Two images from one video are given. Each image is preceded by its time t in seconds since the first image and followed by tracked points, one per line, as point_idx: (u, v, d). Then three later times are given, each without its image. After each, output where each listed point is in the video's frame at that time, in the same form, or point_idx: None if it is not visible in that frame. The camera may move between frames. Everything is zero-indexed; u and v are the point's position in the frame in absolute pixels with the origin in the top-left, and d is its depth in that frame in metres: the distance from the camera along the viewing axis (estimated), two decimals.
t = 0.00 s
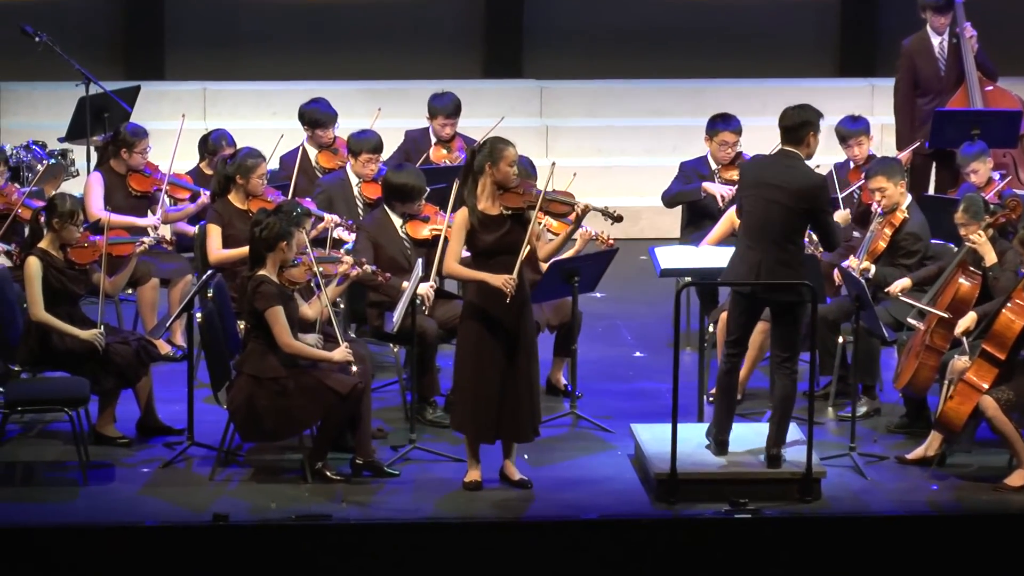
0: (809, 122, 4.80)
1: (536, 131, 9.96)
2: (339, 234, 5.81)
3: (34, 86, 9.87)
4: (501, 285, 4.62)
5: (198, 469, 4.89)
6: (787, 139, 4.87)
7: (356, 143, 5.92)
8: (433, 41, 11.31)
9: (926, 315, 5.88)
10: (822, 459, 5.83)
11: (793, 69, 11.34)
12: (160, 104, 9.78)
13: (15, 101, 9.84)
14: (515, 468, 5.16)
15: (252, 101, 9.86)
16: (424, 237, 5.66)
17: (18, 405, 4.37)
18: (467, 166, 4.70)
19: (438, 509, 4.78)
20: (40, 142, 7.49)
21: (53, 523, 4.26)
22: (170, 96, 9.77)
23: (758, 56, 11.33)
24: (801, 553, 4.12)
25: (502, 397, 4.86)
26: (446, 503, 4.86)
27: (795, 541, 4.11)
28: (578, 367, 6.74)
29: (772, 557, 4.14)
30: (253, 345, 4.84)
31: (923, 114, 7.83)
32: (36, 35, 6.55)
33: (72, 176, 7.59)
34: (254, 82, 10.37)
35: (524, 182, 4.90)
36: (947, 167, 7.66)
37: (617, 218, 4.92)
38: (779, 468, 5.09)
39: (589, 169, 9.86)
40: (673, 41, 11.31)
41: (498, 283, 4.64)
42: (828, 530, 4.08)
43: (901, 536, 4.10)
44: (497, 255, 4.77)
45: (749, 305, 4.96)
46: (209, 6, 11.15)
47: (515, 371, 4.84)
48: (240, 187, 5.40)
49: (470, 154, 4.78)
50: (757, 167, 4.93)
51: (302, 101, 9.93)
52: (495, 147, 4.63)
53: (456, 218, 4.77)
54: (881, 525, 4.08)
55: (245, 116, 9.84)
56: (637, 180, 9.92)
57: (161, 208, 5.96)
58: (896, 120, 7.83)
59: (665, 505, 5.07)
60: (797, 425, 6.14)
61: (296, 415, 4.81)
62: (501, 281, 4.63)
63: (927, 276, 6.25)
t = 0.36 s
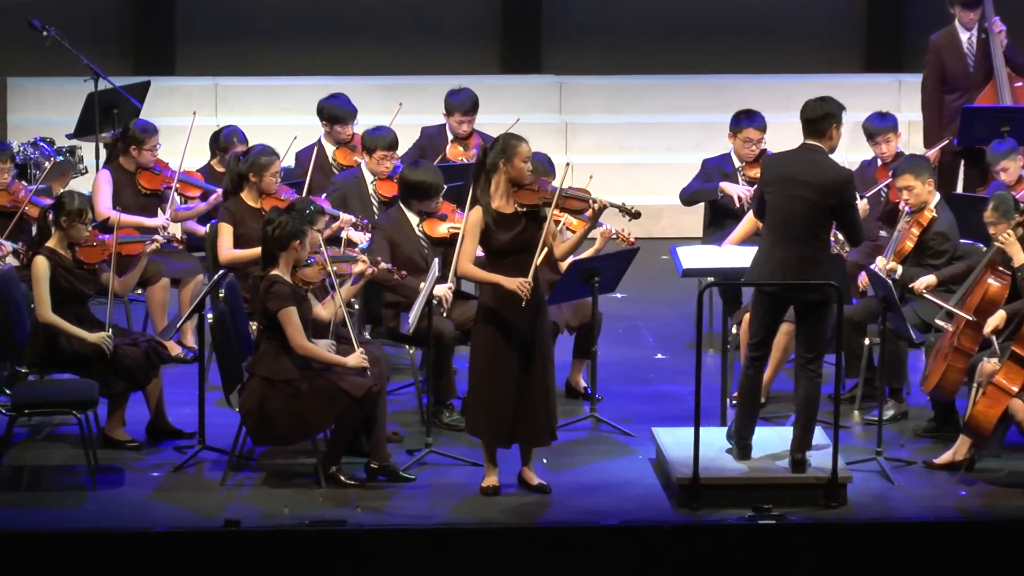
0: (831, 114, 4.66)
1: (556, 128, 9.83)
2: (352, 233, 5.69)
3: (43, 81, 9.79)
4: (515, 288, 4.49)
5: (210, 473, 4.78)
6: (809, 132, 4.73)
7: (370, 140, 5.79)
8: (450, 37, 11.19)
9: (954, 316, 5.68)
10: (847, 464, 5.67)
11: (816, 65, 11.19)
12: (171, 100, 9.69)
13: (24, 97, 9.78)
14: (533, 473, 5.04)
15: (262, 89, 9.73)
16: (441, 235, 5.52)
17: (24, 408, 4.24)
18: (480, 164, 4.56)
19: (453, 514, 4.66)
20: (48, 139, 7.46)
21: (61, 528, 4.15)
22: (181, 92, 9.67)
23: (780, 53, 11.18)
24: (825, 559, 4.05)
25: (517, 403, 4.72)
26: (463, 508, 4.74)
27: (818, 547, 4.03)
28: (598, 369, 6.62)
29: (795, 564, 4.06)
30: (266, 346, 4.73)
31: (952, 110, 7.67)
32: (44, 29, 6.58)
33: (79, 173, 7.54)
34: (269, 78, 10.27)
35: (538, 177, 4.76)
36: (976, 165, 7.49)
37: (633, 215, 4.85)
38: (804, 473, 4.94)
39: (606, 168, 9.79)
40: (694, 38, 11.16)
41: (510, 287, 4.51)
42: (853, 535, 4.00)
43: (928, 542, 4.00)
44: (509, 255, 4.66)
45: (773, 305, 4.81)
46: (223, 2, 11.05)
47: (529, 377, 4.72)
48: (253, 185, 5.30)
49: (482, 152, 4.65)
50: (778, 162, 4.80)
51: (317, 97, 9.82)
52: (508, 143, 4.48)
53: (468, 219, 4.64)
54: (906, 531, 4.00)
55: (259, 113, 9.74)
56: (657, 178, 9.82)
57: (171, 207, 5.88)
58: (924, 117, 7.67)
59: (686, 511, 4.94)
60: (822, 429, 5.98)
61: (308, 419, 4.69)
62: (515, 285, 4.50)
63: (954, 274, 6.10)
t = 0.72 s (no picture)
0: (856, 108, 4.54)
1: (578, 126, 9.69)
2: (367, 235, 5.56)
3: (53, 77, 9.60)
4: (530, 296, 4.38)
5: (224, 479, 4.67)
6: (833, 128, 4.60)
7: (389, 138, 5.70)
8: (469, 33, 11.05)
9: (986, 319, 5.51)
10: (876, 469, 5.50)
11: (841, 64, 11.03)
12: (185, 97, 9.55)
13: (34, 94, 9.58)
14: (555, 479, 4.91)
15: (280, 88, 9.64)
16: (462, 234, 5.34)
17: (34, 412, 4.13)
18: (496, 161, 4.44)
19: (473, 521, 4.54)
20: (59, 137, 7.38)
21: (71, 534, 4.03)
22: (196, 88, 9.55)
23: (805, 50, 11.02)
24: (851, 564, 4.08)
25: (535, 411, 4.61)
26: (485, 515, 4.62)
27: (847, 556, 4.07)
28: (621, 373, 6.48)
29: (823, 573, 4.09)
30: (282, 349, 4.61)
31: (984, 109, 7.48)
32: (55, 24, 6.56)
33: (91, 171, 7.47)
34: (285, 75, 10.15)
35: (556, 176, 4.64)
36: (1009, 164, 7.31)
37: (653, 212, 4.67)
38: (832, 478, 4.79)
39: (628, 169, 9.61)
40: (717, 34, 11.00)
41: (526, 294, 4.39)
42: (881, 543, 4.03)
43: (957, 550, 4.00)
44: (525, 257, 4.52)
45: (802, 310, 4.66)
46: None
47: (547, 385, 4.60)
48: (267, 183, 5.21)
49: (500, 149, 4.54)
50: (804, 160, 4.63)
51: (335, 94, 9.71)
52: (526, 140, 4.39)
53: (486, 218, 4.49)
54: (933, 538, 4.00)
55: (273, 110, 9.63)
56: (682, 176, 9.64)
57: (183, 206, 5.75)
58: (955, 116, 7.48)
59: (712, 518, 4.80)
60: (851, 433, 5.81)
61: (325, 423, 4.57)
62: (530, 292, 4.39)
63: (987, 275, 5.93)
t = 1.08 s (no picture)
0: (880, 108, 4.40)
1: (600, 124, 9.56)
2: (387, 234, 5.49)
3: (64, 74, 9.46)
4: (547, 293, 4.24)
5: (239, 485, 4.56)
6: (858, 127, 4.45)
7: (408, 136, 5.55)
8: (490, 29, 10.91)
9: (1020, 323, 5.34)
10: (906, 476, 5.33)
11: (868, 60, 10.87)
12: (199, 92, 9.46)
13: (44, 90, 9.43)
14: (577, 484, 4.78)
15: (297, 85, 9.53)
16: (482, 235, 5.23)
17: (43, 415, 4.00)
18: (514, 159, 4.33)
19: (493, 529, 4.42)
20: (70, 134, 7.32)
21: (81, 541, 3.93)
22: (209, 84, 9.45)
23: (831, 46, 10.86)
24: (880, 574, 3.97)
25: (551, 413, 4.48)
26: (505, 522, 4.49)
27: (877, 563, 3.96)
28: (646, 376, 6.35)
29: None
30: (297, 352, 4.51)
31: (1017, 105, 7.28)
32: (67, 20, 6.51)
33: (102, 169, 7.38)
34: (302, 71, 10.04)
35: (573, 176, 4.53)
36: None
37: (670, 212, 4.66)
38: (862, 485, 4.66)
39: (655, 164, 9.43)
40: (741, 29, 10.82)
41: (542, 291, 4.26)
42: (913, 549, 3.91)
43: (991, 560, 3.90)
44: (543, 256, 4.41)
45: (831, 314, 4.52)
46: None
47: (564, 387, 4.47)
48: (283, 182, 5.12)
49: (517, 146, 4.41)
50: (836, 162, 4.44)
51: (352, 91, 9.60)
52: (544, 139, 4.24)
53: (501, 217, 4.38)
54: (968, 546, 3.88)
55: (289, 106, 9.52)
56: (708, 175, 9.49)
57: (196, 206, 5.68)
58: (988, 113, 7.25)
59: (738, 525, 4.63)
60: (881, 438, 5.64)
61: (341, 427, 4.46)
62: (547, 289, 4.25)
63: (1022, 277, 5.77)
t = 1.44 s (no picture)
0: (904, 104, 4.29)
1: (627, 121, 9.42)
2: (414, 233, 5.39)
3: (80, 68, 9.37)
4: (574, 288, 4.10)
5: (260, 490, 4.45)
6: (889, 122, 4.31)
7: (434, 132, 5.47)
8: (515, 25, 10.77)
9: None
10: (943, 481, 5.16)
11: (902, 56, 10.68)
12: (217, 88, 9.36)
13: (61, 86, 9.33)
14: (605, 489, 4.65)
15: (318, 83, 9.43)
16: (508, 235, 5.10)
17: (60, 418, 3.89)
18: (536, 157, 4.20)
19: (520, 535, 4.29)
20: (87, 131, 7.24)
21: (97, 547, 3.83)
22: (228, 79, 9.34)
23: (864, 42, 10.68)
24: None
25: (574, 415, 4.35)
26: (530, 528, 4.36)
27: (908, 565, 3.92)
28: (676, 379, 6.21)
29: None
30: (319, 354, 4.39)
31: None
32: (84, 14, 6.42)
33: (119, 167, 7.30)
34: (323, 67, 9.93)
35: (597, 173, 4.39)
36: None
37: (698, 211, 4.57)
38: (897, 489, 4.46)
39: (689, 161, 9.32)
40: (771, 24, 10.65)
41: (569, 287, 4.13)
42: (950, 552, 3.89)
43: None
44: (566, 256, 4.27)
45: (869, 315, 4.37)
46: None
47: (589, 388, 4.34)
48: (306, 180, 5.02)
49: (538, 144, 4.29)
50: (873, 158, 4.26)
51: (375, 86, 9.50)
52: (567, 136, 4.14)
53: (523, 217, 4.26)
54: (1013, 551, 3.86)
55: (309, 102, 9.42)
56: (739, 173, 9.35)
57: (217, 204, 5.63)
58: None
59: (771, 531, 4.46)
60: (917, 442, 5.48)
61: (365, 431, 4.34)
62: (573, 285, 4.12)
63: None
